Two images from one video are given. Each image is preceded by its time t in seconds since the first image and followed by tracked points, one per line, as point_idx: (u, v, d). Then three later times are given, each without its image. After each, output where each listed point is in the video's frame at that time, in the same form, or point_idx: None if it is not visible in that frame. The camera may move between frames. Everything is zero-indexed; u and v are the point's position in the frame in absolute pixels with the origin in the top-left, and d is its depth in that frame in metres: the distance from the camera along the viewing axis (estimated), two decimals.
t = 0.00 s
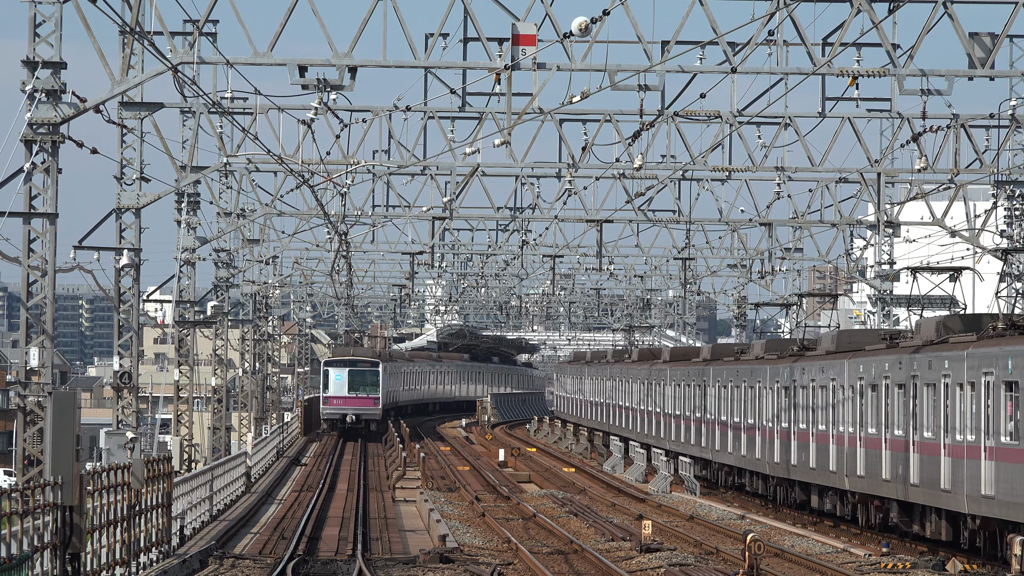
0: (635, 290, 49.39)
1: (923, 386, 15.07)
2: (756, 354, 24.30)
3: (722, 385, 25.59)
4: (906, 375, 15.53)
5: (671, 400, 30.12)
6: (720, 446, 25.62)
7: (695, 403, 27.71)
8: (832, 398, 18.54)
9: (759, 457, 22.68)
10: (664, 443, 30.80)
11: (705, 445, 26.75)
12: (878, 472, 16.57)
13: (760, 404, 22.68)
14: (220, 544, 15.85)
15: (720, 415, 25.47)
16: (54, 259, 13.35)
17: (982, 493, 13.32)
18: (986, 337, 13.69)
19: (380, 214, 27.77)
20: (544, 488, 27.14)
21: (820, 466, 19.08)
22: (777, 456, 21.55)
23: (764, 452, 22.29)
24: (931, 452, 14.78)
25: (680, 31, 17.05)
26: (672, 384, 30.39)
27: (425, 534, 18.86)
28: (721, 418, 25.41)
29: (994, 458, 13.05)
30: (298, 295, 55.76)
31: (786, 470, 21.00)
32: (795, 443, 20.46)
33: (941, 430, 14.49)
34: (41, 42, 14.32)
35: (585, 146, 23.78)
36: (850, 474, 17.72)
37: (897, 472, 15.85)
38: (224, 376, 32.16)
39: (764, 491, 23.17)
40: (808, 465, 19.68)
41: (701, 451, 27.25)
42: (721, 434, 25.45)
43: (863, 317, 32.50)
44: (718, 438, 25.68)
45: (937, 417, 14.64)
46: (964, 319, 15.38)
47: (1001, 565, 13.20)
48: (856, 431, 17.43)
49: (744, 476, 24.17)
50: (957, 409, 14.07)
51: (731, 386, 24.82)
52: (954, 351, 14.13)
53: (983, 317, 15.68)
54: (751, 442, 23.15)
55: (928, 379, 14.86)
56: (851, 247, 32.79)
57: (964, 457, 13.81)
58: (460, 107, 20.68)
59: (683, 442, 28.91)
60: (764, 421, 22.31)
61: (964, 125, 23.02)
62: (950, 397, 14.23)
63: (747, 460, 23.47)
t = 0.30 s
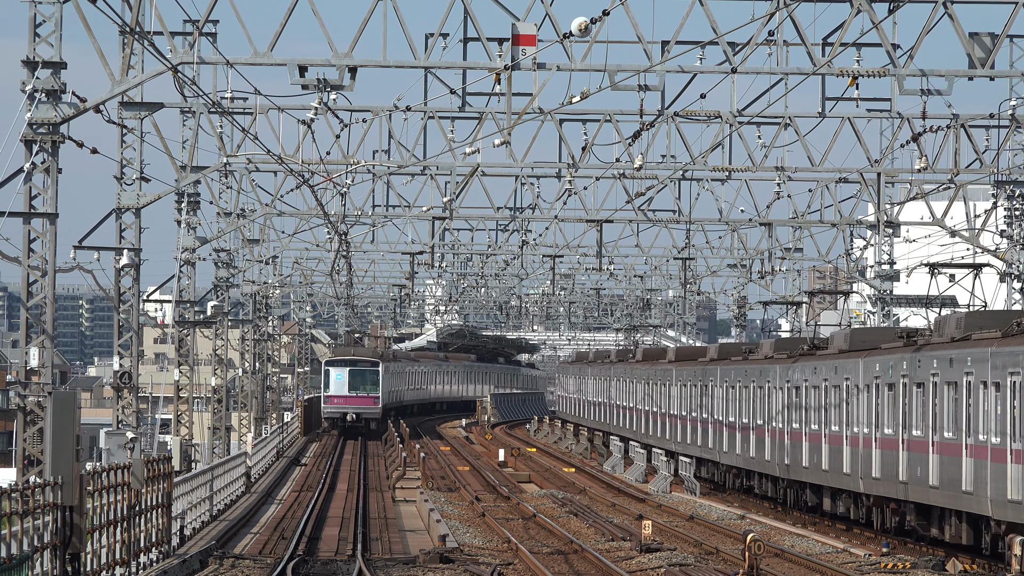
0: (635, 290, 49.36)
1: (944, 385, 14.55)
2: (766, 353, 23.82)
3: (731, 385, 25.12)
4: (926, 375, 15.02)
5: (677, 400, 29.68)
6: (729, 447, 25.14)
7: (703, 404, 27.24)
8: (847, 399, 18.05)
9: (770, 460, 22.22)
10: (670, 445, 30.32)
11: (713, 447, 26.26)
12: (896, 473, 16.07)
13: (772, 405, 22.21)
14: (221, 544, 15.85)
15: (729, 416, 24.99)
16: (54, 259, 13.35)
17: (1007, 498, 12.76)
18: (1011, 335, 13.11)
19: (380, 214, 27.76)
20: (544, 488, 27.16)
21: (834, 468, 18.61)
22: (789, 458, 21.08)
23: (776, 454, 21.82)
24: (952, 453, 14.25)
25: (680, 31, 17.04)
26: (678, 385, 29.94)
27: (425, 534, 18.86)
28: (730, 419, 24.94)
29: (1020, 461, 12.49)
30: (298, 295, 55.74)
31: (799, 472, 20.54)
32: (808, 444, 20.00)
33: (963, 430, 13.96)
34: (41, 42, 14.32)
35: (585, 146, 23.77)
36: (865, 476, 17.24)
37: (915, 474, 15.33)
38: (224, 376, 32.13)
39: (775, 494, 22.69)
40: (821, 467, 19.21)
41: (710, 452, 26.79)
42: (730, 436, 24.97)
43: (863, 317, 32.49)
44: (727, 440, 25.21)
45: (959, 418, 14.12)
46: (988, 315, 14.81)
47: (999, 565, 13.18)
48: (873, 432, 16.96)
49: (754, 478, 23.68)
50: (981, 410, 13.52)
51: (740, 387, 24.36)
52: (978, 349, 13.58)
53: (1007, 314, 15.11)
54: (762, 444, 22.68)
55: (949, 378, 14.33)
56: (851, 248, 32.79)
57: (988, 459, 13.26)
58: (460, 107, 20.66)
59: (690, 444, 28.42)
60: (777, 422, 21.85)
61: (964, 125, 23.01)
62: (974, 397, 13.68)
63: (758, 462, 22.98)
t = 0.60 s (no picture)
0: (635, 290, 49.37)
1: (965, 384, 13.87)
2: (775, 352, 23.12)
3: (734, 385, 24.82)
4: (944, 373, 14.39)
5: (683, 401, 29.02)
6: (737, 449, 24.43)
7: (710, 405, 26.55)
8: (862, 398, 17.35)
9: (780, 462, 21.52)
10: (676, 447, 29.63)
11: (722, 449, 25.55)
12: (914, 476, 15.37)
13: (782, 405, 21.52)
14: (221, 544, 15.86)
15: (738, 417, 24.30)
16: (54, 259, 13.35)
17: None
18: None
19: (380, 214, 27.77)
20: (544, 488, 27.18)
21: (849, 470, 17.92)
22: (800, 459, 20.39)
23: (786, 455, 21.12)
24: (975, 455, 13.57)
25: (680, 31, 17.04)
26: (684, 385, 29.28)
27: (425, 533, 18.86)
28: (739, 421, 24.23)
29: None
30: (298, 295, 55.77)
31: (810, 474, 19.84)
32: (820, 446, 19.32)
33: (986, 431, 13.28)
34: (41, 42, 14.31)
35: (585, 146, 23.77)
36: (882, 478, 16.53)
37: (936, 476, 14.64)
38: (224, 377, 32.14)
39: (785, 497, 21.99)
40: (834, 469, 18.53)
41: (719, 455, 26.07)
42: (732, 437, 24.70)
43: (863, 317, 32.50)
44: (735, 441, 24.50)
45: (981, 418, 13.44)
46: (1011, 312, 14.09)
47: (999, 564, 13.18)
48: (885, 432, 16.44)
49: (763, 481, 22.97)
50: (1004, 410, 12.83)
51: (750, 387, 23.66)
52: (1001, 346, 12.87)
53: None
54: (772, 445, 21.98)
55: (970, 376, 13.66)
56: (851, 248, 32.81)
57: (1013, 461, 12.56)
58: (461, 107, 20.67)
59: (698, 446, 27.66)
60: (787, 423, 21.15)
61: (964, 124, 23.01)
62: (996, 396, 12.99)
63: (768, 465, 22.28)
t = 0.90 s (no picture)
0: (635, 290, 49.35)
1: (990, 385, 13.40)
2: (786, 351, 22.51)
3: (734, 386, 24.85)
4: (967, 373, 13.96)
5: (690, 403, 28.40)
6: (746, 451, 23.83)
7: (719, 406, 25.95)
8: (878, 398, 16.81)
9: (787, 464, 21.12)
10: (683, 450, 29.00)
11: (730, 451, 24.93)
12: (935, 480, 14.85)
13: (794, 406, 20.91)
14: (221, 544, 15.86)
15: (747, 418, 23.69)
16: (53, 259, 13.35)
17: None
18: None
19: (380, 214, 27.76)
20: (544, 488, 27.19)
21: (865, 472, 17.32)
22: (813, 462, 19.77)
23: (797, 457, 20.51)
24: (1001, 458, 13.12)
25: (680, 31, 17.03)
26: (690, 385, 28.69)
27: (425, 534, 18.86)
28: (748, 422, 23.63)
29: None
30: (298, 295, 55.75)
31: (823, 477, 19.21)
32: (829, 447, 18.92)
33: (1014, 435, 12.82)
34: (41, 42, 14.31)
35: (585, 146, 23.77)
36: (898, 481, 15.98)
37: (958, 480, 14.17)
38: (224, 376, 32.13)
39: (796, 500, 21.41)
40: (848, 472, 17.92)
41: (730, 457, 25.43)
42: (733, 437, 24.73)
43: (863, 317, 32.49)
44: (744, 443, 23.87)
45: (1007, 420, 12.99)
46: None
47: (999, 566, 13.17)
48: (885, 433, 16.50)
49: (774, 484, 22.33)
50: None
51: (760, 387, 23.05)
52: None
53: None
54: (783, 447, 21.37)
55: (996, 377, 13.21)
56: (851, 248, 32.81)
57: None
58: (461, 107, 20.67)
59: (706, 448, 27.05)
60: (799, 424, 20.54)
61: (964, 124, 23.02)
62: None
63: (778, 467, 21.67)
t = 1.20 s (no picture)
0: (635, 290, 49.35)
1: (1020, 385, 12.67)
2: (797, 350, 21.75)
3: (733, 386, 24.82)
4: (993, 372, 13.25)
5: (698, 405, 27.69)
6: (756, 454, 23.09)
7: (726, 408, 25.24)
8: (895, 398, 16.07)
9: (787, 464, 21.06)
10: (689, 452, 28.26)
11: (734, 452, 24.46)
12: (957, 484, 14.14)
13: (792, 405, 20.86)
14: (221, 544, 15.86)
15: (756, 419, 22.95)
16: (54, 259, 13.35)
17: None
18: None
19: (380, 214, 27.76)
20: (544, 488, 27.18)
21: (880, 474, 16.59)
22: (825, 464, 19.03)
23: (809, 459, 19.77)
24: None
25: (680, 31, 17.01)
26: (698, 386, 27.95)
27: (425, 533, 18.87)
28: (757, 423, 22.88)
29: None
30: (298, 295, 55.78)
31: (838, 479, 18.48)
32: (828, 447, 18.84)
33: None
34: (41, 42, 14.31)
35: (585, 146, 23.77)
36: (917, 483, 15.28)
37: (984, 484, 13.48)
38: (224, 376, 32.13)
39: (807, 504, 20.67)
40: (852, 472, 17.66)
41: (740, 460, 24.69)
42: (732, 437, 24.69)
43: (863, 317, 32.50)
44: (754, 445, 23.12)
45: None
46: None
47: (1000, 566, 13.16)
48: (884, 432, 16.44)
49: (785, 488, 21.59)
50: None
51: (770, 387, 22.30)
52: None
53: None
54: (794, 449, 20.60)
55: None
56: (851, 248, 32.82)
57: None
58: (461, 107, 20.67)
59: (705, 447, 27.06)
60: (810, 424, 19.79)
61: (964, 124, 23.02)
62: None
63: (789, 469, 20.93)
